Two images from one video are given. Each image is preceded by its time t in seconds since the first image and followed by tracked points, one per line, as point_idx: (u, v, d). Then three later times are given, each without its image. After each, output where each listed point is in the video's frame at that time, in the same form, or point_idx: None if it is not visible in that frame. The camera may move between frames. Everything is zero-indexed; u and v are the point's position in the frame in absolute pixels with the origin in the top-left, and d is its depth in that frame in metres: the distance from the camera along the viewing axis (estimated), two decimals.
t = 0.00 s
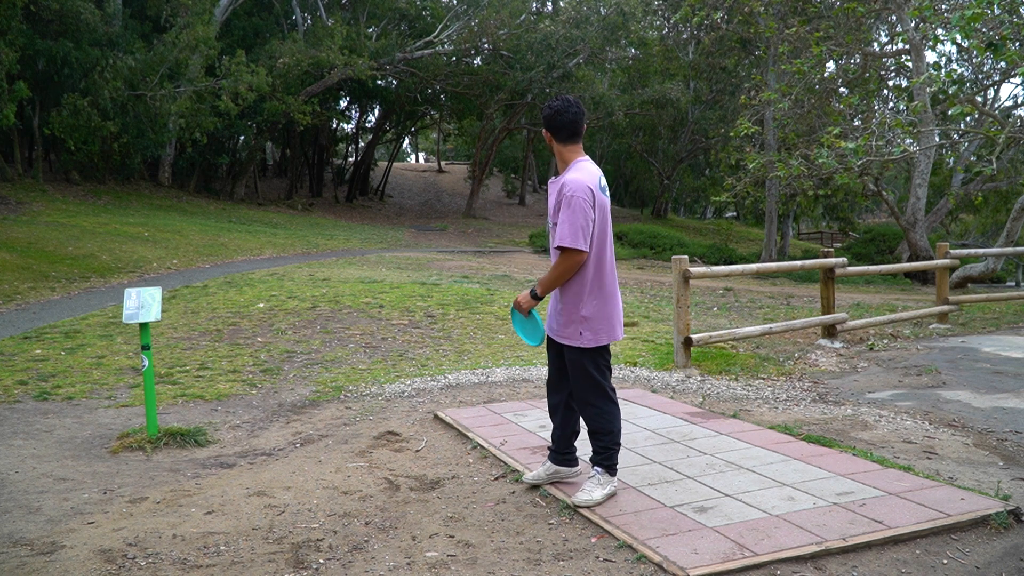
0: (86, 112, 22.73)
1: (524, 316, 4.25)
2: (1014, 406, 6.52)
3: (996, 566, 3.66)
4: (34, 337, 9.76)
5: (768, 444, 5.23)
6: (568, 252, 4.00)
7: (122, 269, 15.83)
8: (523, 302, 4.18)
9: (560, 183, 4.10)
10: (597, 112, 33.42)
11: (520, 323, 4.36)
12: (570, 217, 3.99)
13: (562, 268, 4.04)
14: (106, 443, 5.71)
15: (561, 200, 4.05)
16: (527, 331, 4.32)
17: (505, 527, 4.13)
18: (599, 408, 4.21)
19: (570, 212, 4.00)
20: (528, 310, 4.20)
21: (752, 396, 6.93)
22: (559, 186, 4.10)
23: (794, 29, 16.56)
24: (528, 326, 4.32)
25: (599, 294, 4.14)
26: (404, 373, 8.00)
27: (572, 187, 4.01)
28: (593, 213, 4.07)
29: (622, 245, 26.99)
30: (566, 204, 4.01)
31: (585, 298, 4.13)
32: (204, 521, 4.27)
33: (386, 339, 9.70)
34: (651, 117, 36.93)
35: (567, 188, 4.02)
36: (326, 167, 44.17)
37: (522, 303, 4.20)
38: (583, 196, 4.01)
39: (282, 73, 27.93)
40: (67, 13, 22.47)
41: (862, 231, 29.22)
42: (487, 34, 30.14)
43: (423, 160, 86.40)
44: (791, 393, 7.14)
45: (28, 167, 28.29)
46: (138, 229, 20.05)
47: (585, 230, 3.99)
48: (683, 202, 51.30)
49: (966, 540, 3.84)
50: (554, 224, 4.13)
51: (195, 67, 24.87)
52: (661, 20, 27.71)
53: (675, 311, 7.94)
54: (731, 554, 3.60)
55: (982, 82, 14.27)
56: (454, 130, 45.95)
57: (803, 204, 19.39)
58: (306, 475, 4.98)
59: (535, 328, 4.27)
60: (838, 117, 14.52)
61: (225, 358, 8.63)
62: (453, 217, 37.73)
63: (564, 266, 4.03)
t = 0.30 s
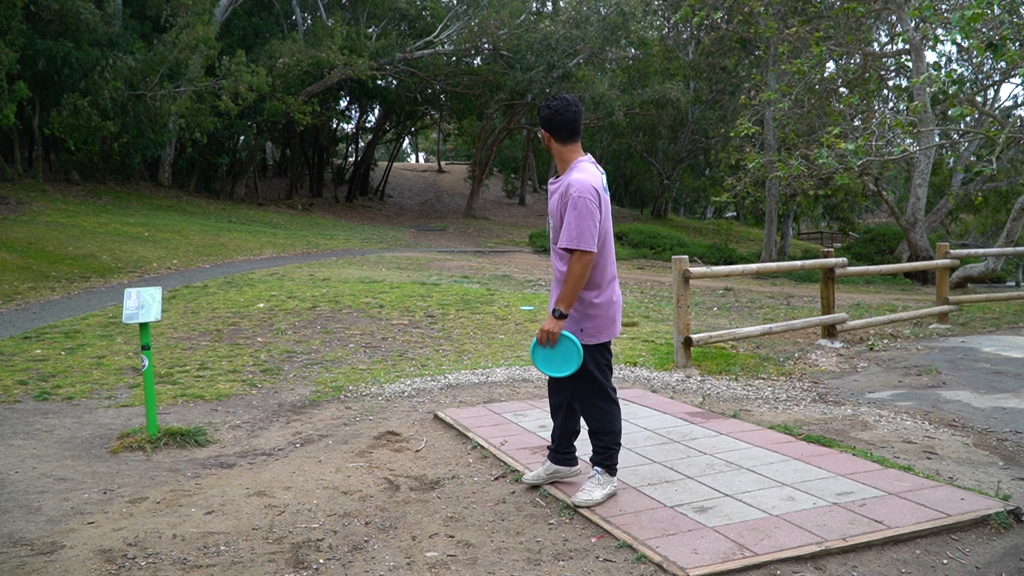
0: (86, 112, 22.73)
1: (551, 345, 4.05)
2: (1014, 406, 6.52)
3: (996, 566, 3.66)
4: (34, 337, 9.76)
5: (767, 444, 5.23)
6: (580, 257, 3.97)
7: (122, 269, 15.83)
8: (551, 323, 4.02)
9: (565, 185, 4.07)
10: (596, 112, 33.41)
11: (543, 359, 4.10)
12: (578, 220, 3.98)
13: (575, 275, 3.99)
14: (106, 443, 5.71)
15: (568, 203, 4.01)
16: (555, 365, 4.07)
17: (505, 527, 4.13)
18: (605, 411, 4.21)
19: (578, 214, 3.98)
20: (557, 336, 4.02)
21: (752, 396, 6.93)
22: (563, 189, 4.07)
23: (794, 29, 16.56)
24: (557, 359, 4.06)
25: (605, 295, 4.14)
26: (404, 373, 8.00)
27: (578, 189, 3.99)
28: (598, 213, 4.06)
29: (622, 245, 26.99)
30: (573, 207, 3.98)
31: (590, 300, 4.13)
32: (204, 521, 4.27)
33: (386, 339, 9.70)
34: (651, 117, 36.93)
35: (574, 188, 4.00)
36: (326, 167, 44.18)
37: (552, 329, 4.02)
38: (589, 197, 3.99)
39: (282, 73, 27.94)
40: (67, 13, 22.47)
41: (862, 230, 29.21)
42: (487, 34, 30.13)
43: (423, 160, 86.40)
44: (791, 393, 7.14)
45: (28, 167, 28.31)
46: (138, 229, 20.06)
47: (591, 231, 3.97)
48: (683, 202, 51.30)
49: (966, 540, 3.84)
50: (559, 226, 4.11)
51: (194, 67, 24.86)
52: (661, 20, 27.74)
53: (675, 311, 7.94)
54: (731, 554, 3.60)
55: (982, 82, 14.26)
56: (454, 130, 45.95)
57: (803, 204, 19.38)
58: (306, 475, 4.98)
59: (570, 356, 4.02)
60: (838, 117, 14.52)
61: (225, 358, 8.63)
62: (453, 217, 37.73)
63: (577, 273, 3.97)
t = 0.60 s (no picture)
0: (86, 112, 22.74)
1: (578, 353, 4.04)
2: (1014, 406, 6.52)
3: (996, 566, 3.66)
4: (34, 337, 9.76)
5: (767, 444, 5.23)
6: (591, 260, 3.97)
7: (122, 269, 15.83)
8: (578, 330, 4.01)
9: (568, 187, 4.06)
10: (597, 112, 33.40)
11: (574, 369, 4.08)
12: (586, 222, 3.98)
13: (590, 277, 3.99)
14: (106, 443, 5.71)
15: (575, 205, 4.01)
16: (586, 374, 4.05)
17: (505, 527, 4.13)
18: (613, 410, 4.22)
19: (583, 215, 3.98)
20: (583, 343, 4.01)
21: (752, 396, 6.93)
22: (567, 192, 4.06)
23: (794, 29, 16.57)
24: (587, 369, 4.05)
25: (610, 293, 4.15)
26: (404, 373, 8.00)
27: (582, 189, 3.98)
28: (603, 211, 4.06)
29: (622, 245, 27.00)
30: (579, 209, 3.98)
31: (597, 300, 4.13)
32: (204, 521, 4.27)
33: (386, 339, 9.70)
34: (651, 117, 36.92)
35: (577, 189, 3.99)
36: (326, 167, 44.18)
37: (581, 337, 4.02)
38: (593, 198, 3.99)
39: (282, 73, 27.95)
40: (67, 13, 22.47)
41: (862, 230, 29.20)
42: (487, 34, 30.14)
43: (423, 160, 86.31)
44: (791, 393, 7.14)
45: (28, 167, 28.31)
46: (138, 229, 20.06)
47: (598, 231, 3.98)
48: (683, 201, 51.30)
49: (966, 540, 3.84)
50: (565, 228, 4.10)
51: (195, 67, 24.86)
52: (661, 19, 27.78)
53: (675, 311, 7.94)
54: (731, 554, 3.61)
55: (982, 82, 14.26)
56: (454, 130, 45.95)
57: (804, 204, 19.39)
58: (306, 475, 4.98)
59: (602, 366, 4.01)
60: (838, 117, 14.52)
61: (225, 358, 8.63)
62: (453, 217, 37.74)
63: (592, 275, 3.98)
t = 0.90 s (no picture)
0: (86, 112, 22.74)
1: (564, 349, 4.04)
2: (1014, 406, 6.52)
3: (995, 566, 3.66)
4: (34, 337, 9.76)
5: (767, 444, 5.23)
6: (600, 259, 3.97)
7: (122, 269, 15.83)
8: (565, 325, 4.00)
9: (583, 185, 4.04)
10: (596, 112, 33.39)
11: (548, 359, 4.09)
12: (598, 220, 3.98)
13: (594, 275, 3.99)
14: (106, 443, 5.71)
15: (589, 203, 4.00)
16: (556, 369, 4.06)
17: (505, 526, 4.13)
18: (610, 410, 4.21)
19: (597, 213, 3.98)
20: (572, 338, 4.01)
21: (752, 396, 6.93)
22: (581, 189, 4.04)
23: (794, 29, 16.57)
24: (560, 363, 4.06)
25: (614, 294, 4.15)
26: (404, 373, 8.00)
27: (599, 188, 3.99)
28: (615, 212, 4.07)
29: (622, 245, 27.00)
30: (593, 206, 3.98)
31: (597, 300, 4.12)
32: (204, 521, 4.27)
33: (386, 339, 9.70)
34: (651, 117, 36.92)
35: (594, 188, 3.99)
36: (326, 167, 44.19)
37: (566, 330, 4.00)
38: (608, 197, 4.00)
39: (282, 73, 27.95)
40: (67, 13, 22.47)
41: (862, 230, 29.20)
42: (487, 34, 30.15)
43: (423, 160, 86.27)
44: (791, 393, 7.14)
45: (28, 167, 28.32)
46: (138, 229, 20.07)
47: (609, 230, 3.98)
48: (683, 201, 51.31)
49: (966, 540, 3.84)
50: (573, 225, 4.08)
51: (195, 67, 24.86)
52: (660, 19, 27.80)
53: (675, 311, 7.94)
54: (731, 554, 3.60)
55: (982, 82, 14.25)
56: (454, 130, 45.95)
57: (804, 204, 19.38)
58: (306, 475, 4.98)
59: (574, 363, 4.03)
60: (838, 117, 14.52)
61: (225, 358, 8.63)
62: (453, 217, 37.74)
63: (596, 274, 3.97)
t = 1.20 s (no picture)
0: (86, 112, 22.74)
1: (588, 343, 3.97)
2: (1014, 406, 6.52)
3: (996, 566, 3.66)
4: (34, 337, 9.76)
5: (767, 444, 5.23)
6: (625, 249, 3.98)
7: (122, 269, 15.83)
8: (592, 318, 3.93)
9: (599, 178, 4.05)
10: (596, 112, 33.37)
11: (566, 350, 3.98)
12: (622, 215, 4.00)
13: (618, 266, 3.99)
14: (106, 443, 5.71)
15: (608, 195, 4.01)
16: (573, 360, 3.98)
17: (505, 527, 4.13)
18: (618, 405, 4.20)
19: (621, 208, 4.00)
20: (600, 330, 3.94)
21: (752, 396, 6.93)
22: (598, 181, 4.05)
23: (794, 29, 16.57)
24: (577, 356, 3.99)
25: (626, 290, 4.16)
26: (404, 373, 8.00)
27: (621, 183, 4.02)
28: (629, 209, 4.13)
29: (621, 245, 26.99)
30: (617, 200, 4.00)
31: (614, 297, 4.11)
32: (204, 521, 4.27)
33: (386, 339, 9.70)
34: (651, 117, 36.91)
35: (617, 182, 4.01)
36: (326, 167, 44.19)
37: (593, 323, 3.94)
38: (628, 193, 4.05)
39: (282, 73, 27.95)
40: (67, 13, 22.47)
41: (862, 231, 29.20)
42: (487, 34, 30.15)
43: (423, 160, 86.26)
44: (791, 393, 7.14)
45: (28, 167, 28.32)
46: (138, 229, 20.06)
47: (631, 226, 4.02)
48: (683, 201, 51.31)
49: (966, 540, 3.84)
50: (593, 220, 4.05)
51: (195, 67, 24.86)
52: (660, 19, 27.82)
53: (675, 311, 7.94)
54: (731, 554, 3.61)
55: (982, 82, 14.24)
56: (454, 130, 45.96)
57: (804, 204, 19.38)
58: (306, 475, 4.98)
59: (589, 358, 4.00)
60: (838, 117, 14.52)
61: (225, 358, 8.63)
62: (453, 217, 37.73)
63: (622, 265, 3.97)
